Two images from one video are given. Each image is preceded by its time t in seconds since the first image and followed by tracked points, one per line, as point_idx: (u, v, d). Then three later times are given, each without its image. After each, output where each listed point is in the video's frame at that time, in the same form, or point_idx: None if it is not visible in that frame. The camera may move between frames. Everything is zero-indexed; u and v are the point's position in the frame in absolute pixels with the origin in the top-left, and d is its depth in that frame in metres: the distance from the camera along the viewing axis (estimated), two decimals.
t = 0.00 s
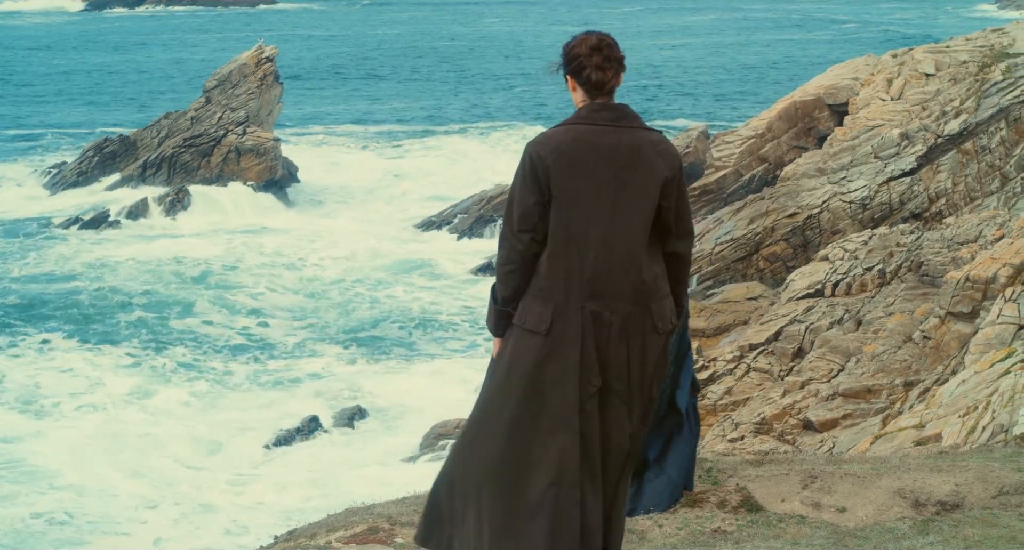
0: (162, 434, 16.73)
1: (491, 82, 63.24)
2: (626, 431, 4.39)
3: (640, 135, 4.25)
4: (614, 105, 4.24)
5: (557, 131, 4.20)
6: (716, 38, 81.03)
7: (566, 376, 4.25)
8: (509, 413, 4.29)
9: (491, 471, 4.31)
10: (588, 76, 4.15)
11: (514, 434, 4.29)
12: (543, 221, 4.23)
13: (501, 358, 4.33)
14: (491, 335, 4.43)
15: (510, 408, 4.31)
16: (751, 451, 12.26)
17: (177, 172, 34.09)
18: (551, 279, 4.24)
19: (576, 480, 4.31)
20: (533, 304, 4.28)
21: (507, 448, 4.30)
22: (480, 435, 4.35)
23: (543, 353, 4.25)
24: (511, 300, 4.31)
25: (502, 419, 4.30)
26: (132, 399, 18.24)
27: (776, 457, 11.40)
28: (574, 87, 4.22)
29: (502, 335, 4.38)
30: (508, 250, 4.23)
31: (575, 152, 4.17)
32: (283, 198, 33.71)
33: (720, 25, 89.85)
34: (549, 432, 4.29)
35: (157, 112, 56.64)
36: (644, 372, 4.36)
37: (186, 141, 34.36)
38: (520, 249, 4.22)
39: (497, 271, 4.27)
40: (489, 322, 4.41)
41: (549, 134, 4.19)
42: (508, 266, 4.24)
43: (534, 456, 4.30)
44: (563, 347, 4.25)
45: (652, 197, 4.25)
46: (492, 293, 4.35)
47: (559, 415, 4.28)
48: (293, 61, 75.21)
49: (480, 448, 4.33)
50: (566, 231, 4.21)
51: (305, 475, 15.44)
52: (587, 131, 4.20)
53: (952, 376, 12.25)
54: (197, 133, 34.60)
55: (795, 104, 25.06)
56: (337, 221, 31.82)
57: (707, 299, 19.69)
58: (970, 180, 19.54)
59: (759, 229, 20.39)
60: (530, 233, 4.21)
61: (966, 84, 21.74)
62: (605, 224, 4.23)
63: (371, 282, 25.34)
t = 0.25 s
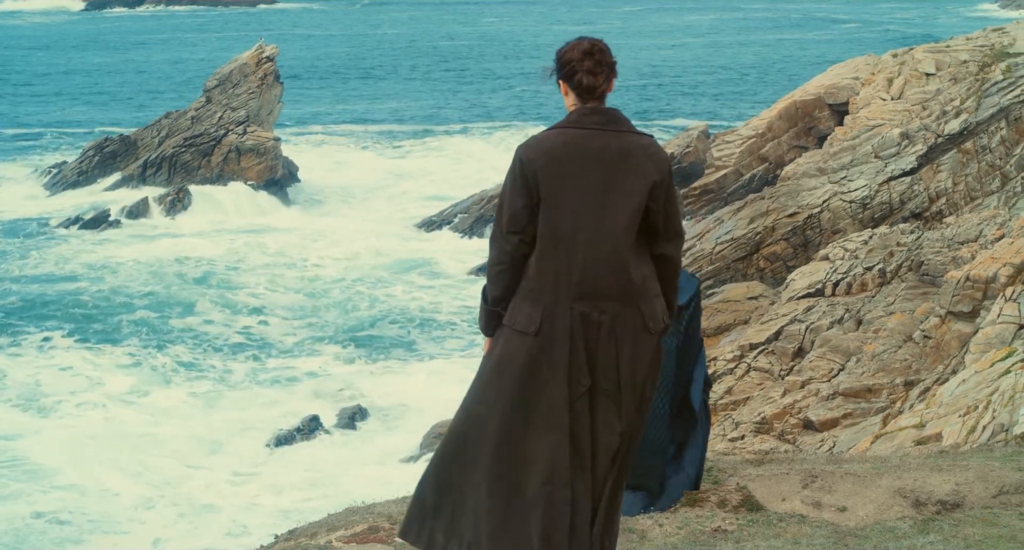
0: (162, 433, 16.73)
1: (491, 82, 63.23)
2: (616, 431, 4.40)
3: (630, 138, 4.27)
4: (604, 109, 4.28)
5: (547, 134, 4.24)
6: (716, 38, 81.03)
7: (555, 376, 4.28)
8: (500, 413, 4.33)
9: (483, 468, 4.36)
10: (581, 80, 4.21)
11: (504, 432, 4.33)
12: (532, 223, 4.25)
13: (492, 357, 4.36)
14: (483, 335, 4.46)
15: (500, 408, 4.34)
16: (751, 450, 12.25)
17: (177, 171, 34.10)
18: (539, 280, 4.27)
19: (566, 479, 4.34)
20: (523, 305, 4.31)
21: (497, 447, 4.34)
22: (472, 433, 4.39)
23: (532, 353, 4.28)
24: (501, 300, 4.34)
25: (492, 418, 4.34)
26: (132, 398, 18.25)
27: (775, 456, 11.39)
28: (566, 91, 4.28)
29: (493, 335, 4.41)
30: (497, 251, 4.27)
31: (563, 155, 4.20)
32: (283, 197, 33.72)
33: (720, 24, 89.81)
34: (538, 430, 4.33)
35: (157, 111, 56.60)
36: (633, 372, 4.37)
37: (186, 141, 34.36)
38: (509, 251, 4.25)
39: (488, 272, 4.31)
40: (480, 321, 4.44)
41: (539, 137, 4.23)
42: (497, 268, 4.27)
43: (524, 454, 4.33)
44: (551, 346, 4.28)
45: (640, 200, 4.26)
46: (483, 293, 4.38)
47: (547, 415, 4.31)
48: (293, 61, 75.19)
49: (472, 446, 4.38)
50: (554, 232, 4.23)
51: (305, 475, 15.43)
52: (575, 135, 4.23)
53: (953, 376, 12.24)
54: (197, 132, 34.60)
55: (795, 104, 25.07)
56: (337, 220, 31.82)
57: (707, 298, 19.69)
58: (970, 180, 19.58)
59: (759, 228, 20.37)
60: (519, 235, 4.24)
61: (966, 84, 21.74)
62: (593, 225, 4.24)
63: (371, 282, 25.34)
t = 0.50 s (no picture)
0: (163, 432, 16.72)
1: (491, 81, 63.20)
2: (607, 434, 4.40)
3: (616, 147, 4.28)
4: (591, 118, 4.29)
5: (533, 144, 4.25)
6: (715, 37, 81.04)
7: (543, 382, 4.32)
8: (489, 418, 4.37)
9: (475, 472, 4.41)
10: (567, 90, 4.23)
11: (495, 437, 4.37)
12: (520, 231, 4.27)
13: (481, 363, 4.39)
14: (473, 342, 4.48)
15: (490, 413, 4.38)
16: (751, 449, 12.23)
17: (177, 170, 34.10)
18: (527, 287, 4.29)
19: (556, 482, 4.37)
20: (511, 312, 4.34)
21: (489, 451, 4.38)
22: (464, 439, 4.42)
23: (520, 360, 4.32)
24: (491, 307, 4.36)
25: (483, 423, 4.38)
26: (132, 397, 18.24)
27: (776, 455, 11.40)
28: (554, 101, 4.29)
29: (482, 341, 4.44)
30: (485, 260, 4.30)
31: (549, 164, 4.22)
32: (283, 196, 33.73)
33: (720, 24, 89.75)
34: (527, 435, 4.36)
35: (156, 111, 56.54)
36: (621, 378, 4.37)
37: (186, 140, 34.35)
38: (497, 259, 4.27)
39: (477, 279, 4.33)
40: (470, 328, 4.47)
41: (526, 147, 4.25)
42: (486, 275, 4.30)
43: (514, 459, 4.37)
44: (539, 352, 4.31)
45: (625, 208, 4.26)
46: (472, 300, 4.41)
47: (536, 420, 4.35)
48: (292, 60, 75.14)
49: (464, 451, 4.42)
50: (541, 241, 4.25)
51: (304, 474, 15.43)
52: (562, 145, 4.24)
53: (952, 375, 12.24)
54: (197, 132, 34.59)
55: (795, 103, 25.07)
56: (337, 220, 31.80)
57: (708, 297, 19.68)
58: (970, 179, 19.56)
59: (759, 227, 20.36)
60: (507, 243, 4.26)
61: (966, 83, 21.75)
62: (580, 233, 4.25)
63: (371, 281, 25.33)
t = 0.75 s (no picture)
0: (162, 432, 16.71)
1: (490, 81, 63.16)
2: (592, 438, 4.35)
3: (598, 154, 4.27)
4: (573, 126, 4.27)
5: (517, 152, 4.24)
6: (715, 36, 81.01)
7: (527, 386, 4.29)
8: (476, 421, 4.35)
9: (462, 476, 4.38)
10: (550, 98, 4.21)
11: (481, 440, 4.34)
12: (505, 236, 4.26)
13: (468, 367, 4.38)
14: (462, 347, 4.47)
15: (476, 416, 4.35)
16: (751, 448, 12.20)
17: (177, 170, 34.12)
18: (512, 292, 4.28)
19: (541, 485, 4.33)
20: (496, 316, 4.32)
21: (475, 454, 4.36)
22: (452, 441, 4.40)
23: (505, 363, 4.30)
24: (477, 311, 4.34)
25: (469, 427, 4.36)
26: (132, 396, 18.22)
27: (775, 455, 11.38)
28: (537, 109, 4.28)
29: (468, 346, 4.42)
30: (472, 264, 4.29)
31: (532, 170, 4.21)
32: (283, 196, 33.73)
33: (719, 23, 89.71)
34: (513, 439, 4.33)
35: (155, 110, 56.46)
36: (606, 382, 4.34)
37: (186, 139, 34.35)
38: (483, 264, 4.26)
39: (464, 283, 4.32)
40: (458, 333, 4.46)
41: (510, 155, 4.24)
42: (472, 280, 4.29)
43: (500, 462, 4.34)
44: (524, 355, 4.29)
45: (607, 212, 4.24)
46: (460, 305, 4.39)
47: (520, 424, 4.31)
48: (292, 60, 75.09)
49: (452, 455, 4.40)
50: (525, 245, 4.24)
51: (304, 473, 15.42)
52: (545, 151, 4.23)
53: (952, 374, 12.25)
54: (197, 131, 34.59)
55: (795, 102, 25.04)
56: (336, 219, 31.78)
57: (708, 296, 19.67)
58: (970, 179, 19.59)
59: (759, 226, 20.34)
60: (492, 249, 4.25)
61: (965, 82, 21.75)
62: (563, 238, 4.23)
63: (370, 280, 25.30)
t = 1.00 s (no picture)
0: (162, 429, 16.69)
1: (491, 79, 63.15)
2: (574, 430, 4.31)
3: (585, 148, 4.25)
4: (560, 120, 4.24)
5: (504, 145, 4.21)
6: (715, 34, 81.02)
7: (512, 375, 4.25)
8: (460, 410, 4.32)
9: (445, 466, 4.33)
10: (536, 92, 4.17)
11: (464, 430, 4.29)
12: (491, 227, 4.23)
13: (454, 357, 4.35)
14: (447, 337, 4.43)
15: (460, 406, 4.32)
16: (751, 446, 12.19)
17: (177, 167, 34.12)
18: (497, 282, 4.25)
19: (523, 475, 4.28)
20: (481, 305, 4.28)
21: (457, 443, 4.30)
22: (437, 430, 4.36)
23: (490, 352, 4.26)
24: (463, 301, 4.31)
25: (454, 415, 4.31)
26: (132, 394, 18.20)
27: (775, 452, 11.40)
28: (523, 103, 4.24)
29: (455, 336, 4.39)
30: (458, 253, 4.25)
31: (520, 162, 4.18)
32: (282, 194, 33.72)
33: (720, 22, 89.72)
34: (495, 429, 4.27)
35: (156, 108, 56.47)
36: (591, 373, 4.32)
37: (186, 137, 34.35)
38: (469, 253, 4.23)
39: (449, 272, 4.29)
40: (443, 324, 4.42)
41: (498, 147, 4.21)
42: (457, 269, 4.26)
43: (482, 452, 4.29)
44: (509, 345, 4.25)
45: (594, 205, 4.23)
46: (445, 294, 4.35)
47: (503, 415, 4.26)
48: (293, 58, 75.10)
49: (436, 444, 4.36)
50: (512, 235, 4.21)
51: (304, 471, 15.40)
52: (532, 144, 4.21)
53: (952, 372, 12.25)
54: (197, 129, 34.58)
55: (795, 100, 25.02)
56: (336, 217, 31.78)
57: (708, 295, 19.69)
58: (970, 176, 19.37)
59: (759, 224, 20.34)
60: (479, 239, 4.22)
61: (965, 80, 21.74)
62: (549, 228, 4.21)
63: (370, 276, 25.29)
